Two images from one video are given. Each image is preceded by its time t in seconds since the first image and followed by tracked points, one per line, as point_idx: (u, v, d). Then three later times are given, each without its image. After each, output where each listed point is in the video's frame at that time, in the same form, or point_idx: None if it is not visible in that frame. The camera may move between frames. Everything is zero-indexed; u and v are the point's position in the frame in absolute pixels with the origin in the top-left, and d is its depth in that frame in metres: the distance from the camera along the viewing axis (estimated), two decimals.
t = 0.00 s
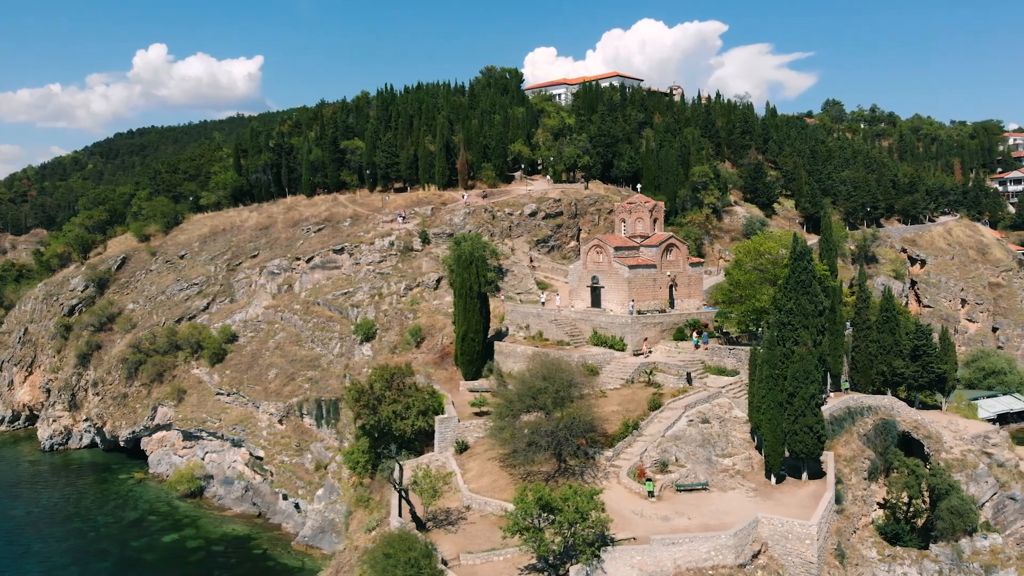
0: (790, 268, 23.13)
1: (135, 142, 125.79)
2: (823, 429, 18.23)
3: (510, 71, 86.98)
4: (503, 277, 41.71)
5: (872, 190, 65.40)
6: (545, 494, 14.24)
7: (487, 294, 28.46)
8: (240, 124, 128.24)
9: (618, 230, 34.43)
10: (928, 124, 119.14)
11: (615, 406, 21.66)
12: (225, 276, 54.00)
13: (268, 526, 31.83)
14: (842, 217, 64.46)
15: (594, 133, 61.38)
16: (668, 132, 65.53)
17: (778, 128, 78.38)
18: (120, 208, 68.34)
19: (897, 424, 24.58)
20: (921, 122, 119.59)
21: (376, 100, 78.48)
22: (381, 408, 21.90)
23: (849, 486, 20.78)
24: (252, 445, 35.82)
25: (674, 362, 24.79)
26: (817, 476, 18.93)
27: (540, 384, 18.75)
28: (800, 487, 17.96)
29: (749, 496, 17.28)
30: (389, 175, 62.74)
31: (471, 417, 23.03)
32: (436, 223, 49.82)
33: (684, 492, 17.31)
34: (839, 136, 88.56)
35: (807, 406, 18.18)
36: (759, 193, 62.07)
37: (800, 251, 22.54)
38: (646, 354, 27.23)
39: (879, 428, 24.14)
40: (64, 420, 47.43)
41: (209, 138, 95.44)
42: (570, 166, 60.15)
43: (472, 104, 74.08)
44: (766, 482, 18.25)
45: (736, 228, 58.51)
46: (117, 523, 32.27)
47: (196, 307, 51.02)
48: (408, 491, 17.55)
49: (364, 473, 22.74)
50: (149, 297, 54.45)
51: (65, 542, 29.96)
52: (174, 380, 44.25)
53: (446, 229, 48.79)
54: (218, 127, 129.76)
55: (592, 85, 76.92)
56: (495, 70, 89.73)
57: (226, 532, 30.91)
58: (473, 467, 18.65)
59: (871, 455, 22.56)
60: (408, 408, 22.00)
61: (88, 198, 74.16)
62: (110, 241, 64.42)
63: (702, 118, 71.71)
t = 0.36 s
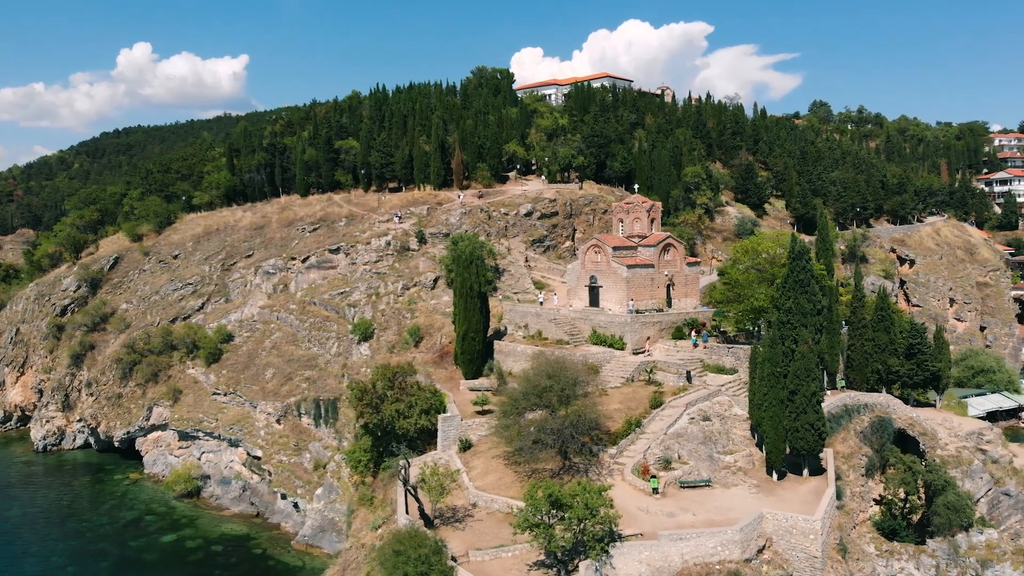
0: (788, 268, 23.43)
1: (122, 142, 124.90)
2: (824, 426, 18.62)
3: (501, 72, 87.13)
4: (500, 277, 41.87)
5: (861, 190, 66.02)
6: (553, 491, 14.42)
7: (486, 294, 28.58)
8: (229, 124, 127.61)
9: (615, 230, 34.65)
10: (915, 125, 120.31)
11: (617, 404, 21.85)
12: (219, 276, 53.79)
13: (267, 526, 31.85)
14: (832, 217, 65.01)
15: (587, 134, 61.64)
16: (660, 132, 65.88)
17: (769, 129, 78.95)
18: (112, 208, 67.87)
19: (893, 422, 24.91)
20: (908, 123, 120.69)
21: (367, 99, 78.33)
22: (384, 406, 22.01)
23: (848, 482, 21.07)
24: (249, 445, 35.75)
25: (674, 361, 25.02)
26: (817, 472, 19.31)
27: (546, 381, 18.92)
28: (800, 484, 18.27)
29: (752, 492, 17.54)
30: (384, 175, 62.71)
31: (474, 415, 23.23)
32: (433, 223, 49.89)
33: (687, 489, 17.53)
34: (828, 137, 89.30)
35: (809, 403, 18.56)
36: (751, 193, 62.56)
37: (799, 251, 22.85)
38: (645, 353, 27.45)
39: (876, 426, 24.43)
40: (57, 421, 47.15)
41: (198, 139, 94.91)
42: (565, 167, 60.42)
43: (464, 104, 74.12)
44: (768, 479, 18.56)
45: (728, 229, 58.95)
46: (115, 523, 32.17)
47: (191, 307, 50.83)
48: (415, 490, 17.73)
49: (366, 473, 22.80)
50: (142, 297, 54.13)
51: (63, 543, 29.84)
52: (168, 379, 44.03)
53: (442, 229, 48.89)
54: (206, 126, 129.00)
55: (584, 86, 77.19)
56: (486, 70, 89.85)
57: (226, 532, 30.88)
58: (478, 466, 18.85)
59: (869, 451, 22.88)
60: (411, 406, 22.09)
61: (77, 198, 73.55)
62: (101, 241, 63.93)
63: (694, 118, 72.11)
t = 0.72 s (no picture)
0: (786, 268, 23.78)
1: (107, 142, 123.77)
2: (824, 422, 18.96)
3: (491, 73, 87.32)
4: (497, 277, 42.07)
5: (849, 191, 66.73)
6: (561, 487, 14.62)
7: (486, 293, 28.75)
8: (215, 124, 126.82)
9: (613, 230, 34.90)
10: (899, 126, 121.58)
11: (620, 403, 22.07)
12: (213, 276, 53.55)
13: (265, 525, 31.85)
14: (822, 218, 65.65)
15: (580, 134, 61.90)
16: (651, 133, 66.29)
17: (758, 130, 79.61)
18: (101, 208, 67.31)
19: (888, 419, 25.33)
20: (893, 124, 121.91)
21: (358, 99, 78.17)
22: (387, 405, 22.05)
23: (846, 478, 21.43)
24: (247, 445, 35.67)
25: (673, 359, 25.30)
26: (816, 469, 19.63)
27: (552, 379, 19.13)
28: (800, 480, 18.59)
29: (754, 488, 17.81)
30: (377, 175, 62.64)
31: (476, 414, 23.42)
32: (428, 223, 49.94)
33: (691, 485, 17.77)
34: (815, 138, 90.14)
35: (810, 400, 18.91)
36: (741, 194, 63.08)
37: (796, 251, 23.21)
38: (644, 352, 27.72)
39: (872, 422, 24.73)
40: (49, 421, 46.80)
41: (186, 139, 94.31)
42: (558, 167, 60.63)
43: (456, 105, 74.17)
44: (769, 475, 18.86)
45: (719, 229, 59.40)
46: (112, 523, 32.03)
47: (185, 307, 50.59)
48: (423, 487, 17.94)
49: (369, 472, 22.86)
50: (134, 296, 53.73)
51: (60, 544, 29.66)
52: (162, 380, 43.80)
53: (438, 229, 48.95)
54: (191, 126, 127.98)
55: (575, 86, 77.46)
56: (476, 71, 90.00)
57: (224, 531, 30.81)
58: (483, 464, 19.03)
59: (865, 448, 23.25)
60: (414, 405, 22.13)
61: (65, 198, 72.85)
62: (91, 240, 63.38)
63: (684, 119, 72.59)
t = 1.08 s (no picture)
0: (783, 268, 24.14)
1: (90, 142, 122.55)
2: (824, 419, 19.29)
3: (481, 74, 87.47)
4: (493, 276, 42.27)
5: (838, 192, 67.45)
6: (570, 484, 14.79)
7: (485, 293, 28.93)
8: (201, 123, 125.95)
9: (610, 230, 35.17)
10: (883, 127, 122.90)
11: (622, 401, 22.27)
12: (207, 275, 53.28)
13: (265, 524, 31.90)
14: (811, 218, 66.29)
15: (574, 135, 62.16)
16: (642, 134, 66.70)
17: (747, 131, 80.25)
18: (91, 208, 66.72)
19: (883, 415, 25.73)
20: (878, 126, 123.17)
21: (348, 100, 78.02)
22: (390, 404, 22.06)
23: (843, 474, 21.80)
24: (244, 445, 35.62)
25: (672, 358, 25.53)
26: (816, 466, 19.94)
27: (557, 377, 19.31)
28: (801, 476, 18.92)
29: (756, 483, 18.10)
30: (371, 175, 62.57)
31: (479, 412, 23.60)
32: (424, 222, 49.99)
33: (695, 481, 18.02)
34: (802, 140, 90.98)
35: (810, 397, 19.24)
36: (731, 194, 63.60)
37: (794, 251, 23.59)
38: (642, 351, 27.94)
39: (867, 420, 24.88)
40: (42, 422, 46.48)
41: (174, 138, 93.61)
42: (552, 167, 60.87)
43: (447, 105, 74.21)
44: (770, 471, 19.19)
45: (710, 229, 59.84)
46: (109, 524, 31.89)
47: (179, 307, 50.34)
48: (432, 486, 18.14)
49: (371, 471, 22.93)
50: (127, 296, 53.36)
51: (58, 545, 29.51)
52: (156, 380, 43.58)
53: (434, 229, 49.01)
54: (177, 126, 126.92)
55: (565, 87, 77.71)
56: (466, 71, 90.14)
57: (223, 531, 30.78)
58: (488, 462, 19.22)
59: (862, 444, 23.64)
60: (417, 404, 22.17)
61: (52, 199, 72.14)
62: (81, 240, 62.85)
63: (675, 120, 73.08)
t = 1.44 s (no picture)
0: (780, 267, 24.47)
1: (76, 141, 121.50)
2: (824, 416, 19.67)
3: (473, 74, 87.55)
4: (490, 276, 42.44)
5: (828, 192, 68.06)
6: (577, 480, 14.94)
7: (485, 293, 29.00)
8: (190, 123, 125.22)
9: (607, 229, 35.42)
10: (870, 128, 124.06)
11: (624, 399, 22.47)
12: (201, 275, 53.09)
13: (263, 524, 31.99)
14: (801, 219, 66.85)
15: (568, 135, 62.40)
16: (634, 134, 67.06)
17: (737, 132, 80.87)
18: (82, 207, 66.23)
19: (879, 412, 26.08)
20: (865, 127, 124.31)
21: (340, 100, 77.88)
22: (393, 403, 22.14)
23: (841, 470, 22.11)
24: (242, 445, 35.60)
25: (672, 357, 25.78)
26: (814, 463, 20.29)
27: (560, 376, 19.48)
28: (801, 472, 19.22)
29: (759, 480, 18.37)
30: (366, 174, 62.53)
31: (481, 410, 23.71)
32: (420, 222, 50.08)
33: (698, 478, 18.26)
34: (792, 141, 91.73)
35: (810, 395, 19.62)
36: (722, 194, 64.03)
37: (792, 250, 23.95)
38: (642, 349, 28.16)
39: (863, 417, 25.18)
40: (35, 423, 46.26)
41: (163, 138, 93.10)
42: (546, 167, 61.07)
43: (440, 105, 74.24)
44: (771, 468, 19.51)
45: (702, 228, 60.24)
46: (107, 524, 31.79)
47: (173, 307, 50.14)
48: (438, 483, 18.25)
49: (374, 469, 23.00)
50: (120, 296, 53.10)
51: (56, 545, 29.39)
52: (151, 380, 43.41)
53: (429, 229, 49.11)
54: (165, 126, 126.02)
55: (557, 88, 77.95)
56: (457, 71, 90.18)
57: (222, 530, 30.78)
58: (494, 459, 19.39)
59: (859, 442, 23.99)
60: (419, 403, 22.23)
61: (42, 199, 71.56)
62: (72, 240, 62.40)
63: (666, 121, 73.54)
